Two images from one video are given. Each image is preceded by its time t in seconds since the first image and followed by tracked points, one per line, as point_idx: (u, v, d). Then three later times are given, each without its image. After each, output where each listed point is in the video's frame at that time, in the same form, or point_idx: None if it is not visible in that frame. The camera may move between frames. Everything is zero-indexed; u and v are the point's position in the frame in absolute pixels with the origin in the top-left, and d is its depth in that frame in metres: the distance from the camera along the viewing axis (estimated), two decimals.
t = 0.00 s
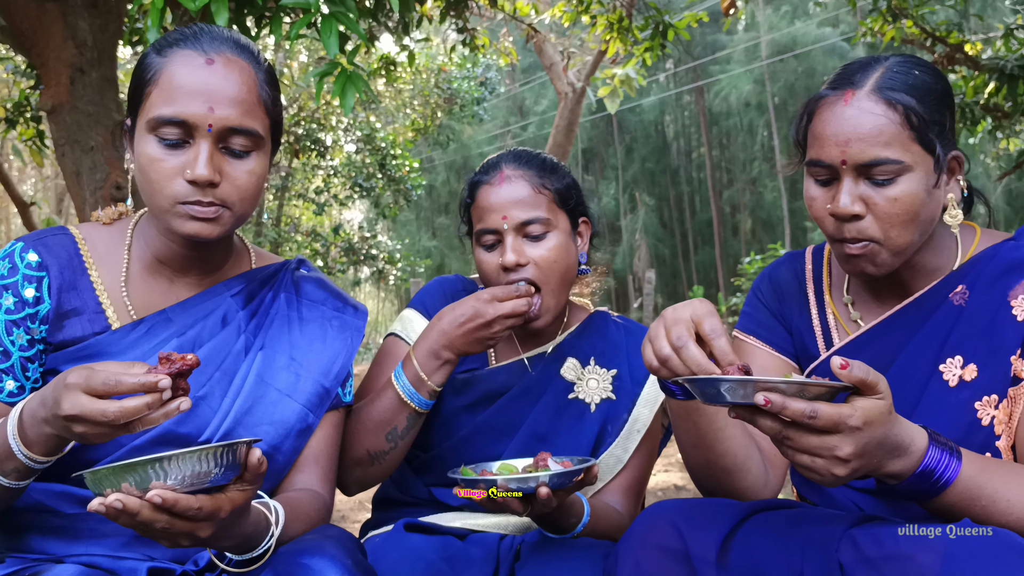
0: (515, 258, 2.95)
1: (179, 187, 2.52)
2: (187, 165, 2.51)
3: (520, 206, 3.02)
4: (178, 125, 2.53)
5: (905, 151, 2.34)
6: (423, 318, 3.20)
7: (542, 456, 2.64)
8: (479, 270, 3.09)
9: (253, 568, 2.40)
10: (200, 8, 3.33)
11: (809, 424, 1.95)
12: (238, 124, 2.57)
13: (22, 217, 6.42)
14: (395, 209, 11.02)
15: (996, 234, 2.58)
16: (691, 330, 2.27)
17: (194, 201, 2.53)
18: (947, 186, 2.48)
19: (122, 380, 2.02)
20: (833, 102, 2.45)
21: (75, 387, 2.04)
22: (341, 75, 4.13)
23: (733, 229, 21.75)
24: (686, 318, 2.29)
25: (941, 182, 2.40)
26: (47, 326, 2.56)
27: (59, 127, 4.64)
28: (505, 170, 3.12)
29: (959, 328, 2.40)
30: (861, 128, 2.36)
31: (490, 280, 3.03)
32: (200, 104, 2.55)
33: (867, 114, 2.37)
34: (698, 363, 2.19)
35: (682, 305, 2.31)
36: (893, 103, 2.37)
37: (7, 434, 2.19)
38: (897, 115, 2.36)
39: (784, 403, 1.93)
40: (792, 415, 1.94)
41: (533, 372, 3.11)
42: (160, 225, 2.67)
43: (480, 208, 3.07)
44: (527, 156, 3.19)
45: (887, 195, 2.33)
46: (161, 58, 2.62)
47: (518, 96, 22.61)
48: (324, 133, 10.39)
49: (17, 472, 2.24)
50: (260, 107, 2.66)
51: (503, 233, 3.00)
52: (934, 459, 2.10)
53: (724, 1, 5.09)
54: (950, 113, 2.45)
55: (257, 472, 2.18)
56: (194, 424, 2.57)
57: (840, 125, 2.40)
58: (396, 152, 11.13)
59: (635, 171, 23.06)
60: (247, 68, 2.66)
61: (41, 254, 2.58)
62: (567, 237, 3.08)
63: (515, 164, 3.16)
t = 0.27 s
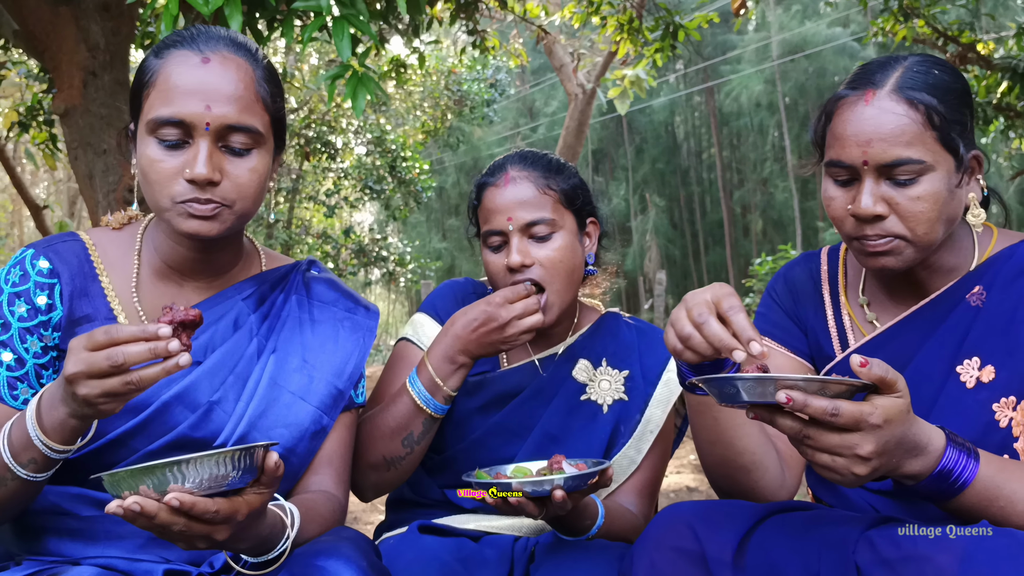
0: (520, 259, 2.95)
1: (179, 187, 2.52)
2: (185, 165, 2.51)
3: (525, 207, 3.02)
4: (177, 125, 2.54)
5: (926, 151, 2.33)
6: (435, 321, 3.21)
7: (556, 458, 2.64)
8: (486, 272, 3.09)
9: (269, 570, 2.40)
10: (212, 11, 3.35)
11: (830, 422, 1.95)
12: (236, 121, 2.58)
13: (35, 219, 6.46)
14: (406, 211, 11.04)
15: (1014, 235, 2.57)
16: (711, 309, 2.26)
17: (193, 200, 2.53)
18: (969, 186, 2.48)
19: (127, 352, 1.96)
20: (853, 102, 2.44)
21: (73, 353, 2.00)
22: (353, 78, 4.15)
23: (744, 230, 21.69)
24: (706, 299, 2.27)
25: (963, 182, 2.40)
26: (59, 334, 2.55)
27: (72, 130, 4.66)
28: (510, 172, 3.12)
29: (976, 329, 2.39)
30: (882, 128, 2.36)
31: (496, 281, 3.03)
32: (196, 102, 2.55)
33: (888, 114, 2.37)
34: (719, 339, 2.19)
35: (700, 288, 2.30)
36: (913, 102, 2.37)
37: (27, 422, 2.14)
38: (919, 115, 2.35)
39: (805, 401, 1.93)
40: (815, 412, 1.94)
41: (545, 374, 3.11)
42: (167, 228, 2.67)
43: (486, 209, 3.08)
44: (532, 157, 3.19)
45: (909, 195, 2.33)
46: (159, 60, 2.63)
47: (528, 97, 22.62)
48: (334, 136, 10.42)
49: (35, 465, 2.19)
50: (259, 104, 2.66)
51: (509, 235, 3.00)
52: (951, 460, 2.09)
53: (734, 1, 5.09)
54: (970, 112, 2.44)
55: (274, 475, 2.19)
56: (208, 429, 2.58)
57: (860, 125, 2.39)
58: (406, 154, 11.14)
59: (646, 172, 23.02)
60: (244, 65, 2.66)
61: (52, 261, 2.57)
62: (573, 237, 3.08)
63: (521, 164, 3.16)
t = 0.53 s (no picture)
0: (534, 260, 2.94)
1: (182, 190, 2.52)
2: (187, 167, 2.51)
3: (539, 207, 3.01)
4: (178, 128, 2.53)
5: (949, 151, 2.33)
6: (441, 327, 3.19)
7: (569, 461, 2.63)
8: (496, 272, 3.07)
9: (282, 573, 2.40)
10: (224, 16, 3.36)
11: (844, 425, 1.94)
12: (237, 123, 2.57)
13: (47, 223, 6.48)
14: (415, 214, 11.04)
15: None
16: (788, 325, 2.25)
17: (196, 203, 2.52)
18: (988, 187, 2.47)
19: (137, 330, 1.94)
20: (875, 101, 2.43)
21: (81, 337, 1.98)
22: (363, 81, 4.15)
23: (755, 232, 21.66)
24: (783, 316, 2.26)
25: (983, 182, 2.40)
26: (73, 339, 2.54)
27: (84, 134, 4.70)
28: (524, 171, 3.12)
29: (992, 331, 2.38)
30: (906, 128, 2.35)
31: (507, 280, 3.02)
32: (196, 105, 2.54)
33: (910, 114, 2.36)
34: (793, 355, 2.20)
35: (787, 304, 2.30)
36: (936, 102, 2.36)
37: (43, 416, 2.13)
38: (942, 115, 2.35)
39: (819, 405, 1.91)
40: (828, 416, 1.92)
41: (556, 375, 3.10)
42: (176, 232, 2.67)
43: (499, 208, 3.06)
44: (549, 157, 3.19)
45: (930, 195, 2.32)
46: (159, 63, 2.63)
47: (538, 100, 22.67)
48: (344, 138, 10.46)
49: (52, 460, 2.16)
50: (260, 104, 2.65)
51: (522, 235, 2.99)
52: (966, 462, 2.08)
53: (744, 3, 5.09)
54: (991, 113, 2.44)
55: (289, 479, 2.20)
56: (222, 433, 2.58)
57: (882, 125, 2.38)
58: (416, 156, 11.16)
59: (655, 174, 22.99)
60: (244, 66, 2.65)
61: (65, 266, 2.56)
62: (585, 238, 3.07)
63: (536, 164, 3.16)
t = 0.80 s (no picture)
0: (544, 258, 2.94)
1: (189, 194, 2.52)
2: (195, 172, 2.51)
3: (552, 206, 3.02)
4: (185, 132, 2.54)
5: (970, 152, 2.32)
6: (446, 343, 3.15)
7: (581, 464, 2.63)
8: (503, 267, 3.07)
9: None
10: (235, 20, 3.36)
11: (862, 428, 1.93)
12: (245, 126, 2.57)
13: (58, 226, 6.52)
14: (424, 215, 11.07)
15: None
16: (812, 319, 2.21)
17: (203, 207, 2.53)
18: (1008, 189, 2.48)
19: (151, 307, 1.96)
20: (896, 101, 2.43)
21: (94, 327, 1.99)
22: (373, 83, 4.15)
23: (764, 233, 21.63)
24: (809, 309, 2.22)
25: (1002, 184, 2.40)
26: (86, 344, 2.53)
27: (95, 137, 4.72)
28: (538, 169, 3.12)
29: (1009, 333, 2.38)
30: (927, 128, 2.34)
31: (515, 277, 3.02)
32: (203, 108, 2.55)
33: (932, 114, 2.35)
34: (820, 343, 2.14)
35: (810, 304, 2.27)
36: (958, 102, 2.35)
37: (61, 413, 2.13)
38: (964, 115, 2.34)
39: (837, 408, 1.91)
40: (846, 420, 1.92)
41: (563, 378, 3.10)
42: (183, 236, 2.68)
43: (510, 205, 3.06)
44: (560, 155, 3.18)
45: (950, 195, 2.31)
46: (167, 67, 2.63)
47: (545, 102, 22.69)
48: (352, 140, 10.48)
49: (71, 459, 2.17)
50: (268, 107, 2.65)
51: (533, 231, 2.99)
52: (983, 465, 2.07)
53: (753, 4, 5.09)
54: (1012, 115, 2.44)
55: (302, 484, 2.21)
56: (235, 436, 2.58)
57: (903, 125, 2.37)
58: (425, 158, 11.17)
59: (663, 175, 22.94)
60: (252, 69, 2.66)
61: (76, 271, 2.54)
62: (594, 239, 3.08)
63: (549, 163, 3.15)
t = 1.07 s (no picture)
0: (552, 260, 2.94)
1: (190, 202, 2.51)
2: (195, 178, 2.51)
3: (562, 208, 3.02)
4: (184, 137, 2.53)
5: (987, 153, 2.32)
6: (449, 347, 3.13)
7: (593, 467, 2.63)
8: (509, 268, 3.06)
9: None
10: (244, 22, 3.36)
11: (878, 429, 1.93)
12: (245, 131, 2.56)
13: (66, 227, 6.54)
14: (431, 216, 11.09)
15: None
16: (757, 307, 2.20)
17: (203, 214, 2.53)
18: None
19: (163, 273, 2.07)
20: (913, 100, 2.42)
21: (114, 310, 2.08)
22: (382, 84, 4.16)
23: (771, 234, 21.60)
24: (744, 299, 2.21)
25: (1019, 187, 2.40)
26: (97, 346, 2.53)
27: (105, 138, 4.75)
28: (547, 169, 3.11)
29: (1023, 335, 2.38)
30: (944, 129, 2.34)
31: (520, 277, 3.02)
32: (202, 113, 2.54)
33: (949, 114, 2.35)
34: (775, 334, 2.14)
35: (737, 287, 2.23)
36: (976, 103, 2.34)
37: (83, 392, 2.17)
38: (981, 116, 2.33)
39: (853, 409, 1.91)
40: (863, 420, 1.92)
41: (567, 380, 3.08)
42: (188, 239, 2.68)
43: (518, 206, 3.06)
44: (569, 156, 3.17)
45: (965, 196, 2.31)
46: (168, 71, 2.62)
47: (552, 103, 22.71)
48: (360, 141, 10.52)
49: (92, 442, 2.19)
50: (269, 111, 2.64)
51: (541, 233, 3.00)
52: (999, 466, 2.07)
53: (762, 4, 5.10)
54: None
55: (312, 487, 2.21)
56: (246, 439, 2.58)
57: (919, 124, 2.37)
58: (432, 159, 11.18)
59: (671, 176, 22.89)
60: (253, 72, 2.64)
61: (86, 274, 2.54)
62: (600, 241, 3.09)
63: (558, 163, 3.14)
